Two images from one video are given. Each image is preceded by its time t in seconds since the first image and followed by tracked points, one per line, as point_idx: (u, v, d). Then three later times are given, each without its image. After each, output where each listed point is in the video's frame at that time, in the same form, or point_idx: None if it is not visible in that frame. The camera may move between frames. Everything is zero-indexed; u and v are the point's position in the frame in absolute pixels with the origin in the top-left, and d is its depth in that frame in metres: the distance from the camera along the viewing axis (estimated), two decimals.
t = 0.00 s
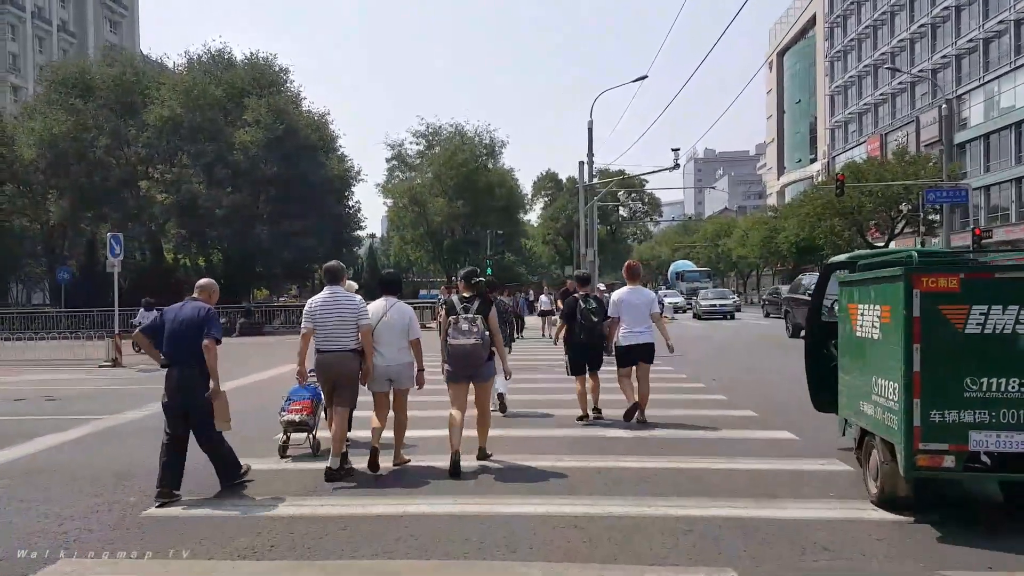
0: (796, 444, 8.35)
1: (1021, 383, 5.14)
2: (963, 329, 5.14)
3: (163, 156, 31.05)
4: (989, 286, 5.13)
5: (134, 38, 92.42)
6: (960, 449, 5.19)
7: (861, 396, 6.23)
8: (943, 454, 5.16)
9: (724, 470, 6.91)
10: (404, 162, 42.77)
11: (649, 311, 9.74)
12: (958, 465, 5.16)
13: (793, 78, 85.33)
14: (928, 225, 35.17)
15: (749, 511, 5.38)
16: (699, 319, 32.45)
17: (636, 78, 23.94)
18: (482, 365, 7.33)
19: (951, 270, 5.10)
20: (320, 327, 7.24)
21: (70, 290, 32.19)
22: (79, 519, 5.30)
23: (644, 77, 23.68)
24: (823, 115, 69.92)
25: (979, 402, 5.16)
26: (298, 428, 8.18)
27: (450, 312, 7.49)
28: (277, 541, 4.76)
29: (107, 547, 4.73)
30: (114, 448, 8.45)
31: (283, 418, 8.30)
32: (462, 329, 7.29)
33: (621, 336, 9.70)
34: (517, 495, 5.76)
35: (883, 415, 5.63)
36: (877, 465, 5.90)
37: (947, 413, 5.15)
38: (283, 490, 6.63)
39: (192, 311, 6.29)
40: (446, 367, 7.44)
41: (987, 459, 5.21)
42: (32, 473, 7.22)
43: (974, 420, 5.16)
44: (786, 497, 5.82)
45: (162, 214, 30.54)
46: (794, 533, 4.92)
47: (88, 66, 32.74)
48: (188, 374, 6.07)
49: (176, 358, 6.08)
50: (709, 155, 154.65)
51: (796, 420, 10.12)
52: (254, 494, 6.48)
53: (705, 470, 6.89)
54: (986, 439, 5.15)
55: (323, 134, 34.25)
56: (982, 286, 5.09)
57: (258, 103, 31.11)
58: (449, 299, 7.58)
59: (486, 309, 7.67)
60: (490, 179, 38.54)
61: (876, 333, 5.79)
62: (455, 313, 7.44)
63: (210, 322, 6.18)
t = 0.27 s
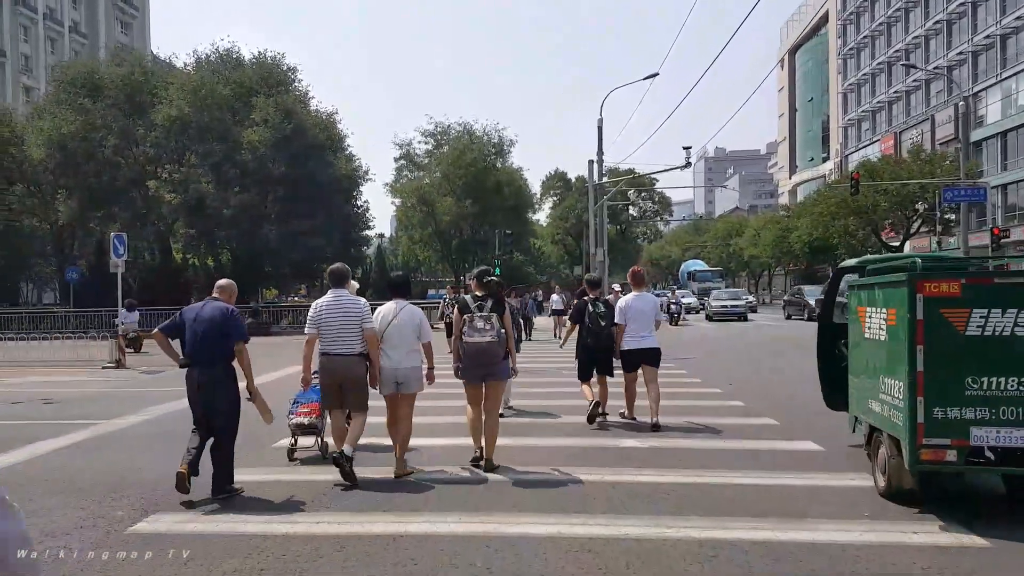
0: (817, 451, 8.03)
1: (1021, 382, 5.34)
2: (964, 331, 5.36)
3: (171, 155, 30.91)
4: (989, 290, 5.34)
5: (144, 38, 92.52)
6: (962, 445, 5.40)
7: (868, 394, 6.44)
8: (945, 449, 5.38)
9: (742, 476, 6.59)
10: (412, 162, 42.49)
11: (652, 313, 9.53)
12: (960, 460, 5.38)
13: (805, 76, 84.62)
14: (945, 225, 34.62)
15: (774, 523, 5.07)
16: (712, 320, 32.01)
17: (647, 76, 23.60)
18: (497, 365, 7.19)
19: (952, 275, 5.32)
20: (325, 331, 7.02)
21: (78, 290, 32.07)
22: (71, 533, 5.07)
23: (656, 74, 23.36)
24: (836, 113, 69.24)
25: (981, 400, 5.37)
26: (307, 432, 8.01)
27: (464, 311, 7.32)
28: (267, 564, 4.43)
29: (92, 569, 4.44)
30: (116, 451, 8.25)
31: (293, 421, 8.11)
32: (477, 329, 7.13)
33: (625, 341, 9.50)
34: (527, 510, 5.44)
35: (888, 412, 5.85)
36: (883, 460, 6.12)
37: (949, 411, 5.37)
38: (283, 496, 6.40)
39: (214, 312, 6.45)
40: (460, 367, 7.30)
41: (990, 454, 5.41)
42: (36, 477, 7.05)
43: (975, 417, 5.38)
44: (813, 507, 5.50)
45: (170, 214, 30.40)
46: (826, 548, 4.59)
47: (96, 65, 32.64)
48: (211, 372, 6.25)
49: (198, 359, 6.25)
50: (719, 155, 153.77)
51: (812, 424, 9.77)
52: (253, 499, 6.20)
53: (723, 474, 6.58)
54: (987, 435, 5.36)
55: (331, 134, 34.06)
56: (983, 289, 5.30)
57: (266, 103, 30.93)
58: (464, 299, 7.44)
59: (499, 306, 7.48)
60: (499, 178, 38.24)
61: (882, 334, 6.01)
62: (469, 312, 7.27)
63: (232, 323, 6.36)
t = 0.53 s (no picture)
0: (847, 457, 7.68)
1: None
2: (974, 324, 5.73)
3: (183, 155, 30.79)
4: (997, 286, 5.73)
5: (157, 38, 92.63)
6: (971, 431, 5.76)
7: (884, 386, 6.79)
8: (955, 434, 5.75)
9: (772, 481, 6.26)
10: (425, 161, 42.23)
11: (659, 306, 9.50)
12: (969, 445, 5.74)
13: (820, 73, 83.74)
14: (966, 222, 33.97)
15: (812, 538, 4.74)
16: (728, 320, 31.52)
17: (662, 72, 23.22)
18: (512, 366, 6.89)
19: (963, 272, 5.69)
20: (335, 331, 6.79)
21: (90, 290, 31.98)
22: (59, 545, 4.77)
23: (670, 70, 22.98)
24: (853, 110, 68.42)
25: (989, 389, 5.74)
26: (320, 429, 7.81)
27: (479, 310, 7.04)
28: None
29: None
30: (126, 453, 8.06)
31: (305, 419, 7.89)
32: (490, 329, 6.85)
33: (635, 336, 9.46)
34: (544, 523, 5.12)
35: (903, 401, 6.21)
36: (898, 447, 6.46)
37: (959, 398, 5.74)
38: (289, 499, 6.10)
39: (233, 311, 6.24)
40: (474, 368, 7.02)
41: (999, 440, 5.76)
42: (44, 479, 6.88)
43: (984, 405, 5.74)
44: (852, 518, 5.17)
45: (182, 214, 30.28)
46: (870, 569, 4.24)
47: (108, 65, 32.57)
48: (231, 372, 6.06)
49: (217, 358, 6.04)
50: (732, 153, 152.64)
51: (837, 424, 9.44)
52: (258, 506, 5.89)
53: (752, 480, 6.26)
54: (995, 421, 5.72)
55: (343, 133, 33.89)
56: (990, 285, 5.69)
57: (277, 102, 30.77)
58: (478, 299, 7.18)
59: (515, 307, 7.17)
60: (511, 177, 37.94)
61: (897, 328, 6.38)
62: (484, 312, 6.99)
63: (252, 321, 6.15)
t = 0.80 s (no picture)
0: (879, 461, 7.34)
1: None
2: (982, 324, 6.10)
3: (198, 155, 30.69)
4: (1005, 288, 6.10)
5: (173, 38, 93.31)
6: (980, 424, 6.11)
7: (899, 381, 7.14)
8: (965, 426, 6.11)
9: (803, 490, 5.92)
10: (439, 160, 42.01)
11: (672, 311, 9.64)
12: (979, 437, 6.09)
13: (839, 70, 82.88)
14: (991, 220, 33.33)
15: (853, 564, 4.37)
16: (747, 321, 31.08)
17: (680, 69, 22.82)
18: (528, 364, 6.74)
19: (974, 275, 6.06)
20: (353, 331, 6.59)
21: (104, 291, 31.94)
22: (46, 566, 4.52)
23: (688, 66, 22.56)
24: (872, 107, 67.64)
25: (997, 384, 6.09)
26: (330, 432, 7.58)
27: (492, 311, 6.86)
28: None
29: None
30: (130, 458, 7.88)
31: (316, 421, 7.69)
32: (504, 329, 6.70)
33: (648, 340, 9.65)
34: (561, 538, 4.81)
35: (917, 396, 6.56)
36: (912, 439, 6.81)
37: (969, 393, 6.10)
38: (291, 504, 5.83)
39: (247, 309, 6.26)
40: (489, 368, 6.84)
41: (1008, 434, 6.09)
42: (47, 488, 6.68)
43: (991, 399, 6.09)
44: (891, 537, 4.81)
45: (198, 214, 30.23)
46: None
47: (124, 66, 32.58)
48: (248, 371, 6.11)
49: (233, 357, 6.10)
50: (748, 152, 151.55)
51: (864, 427, 9.09)
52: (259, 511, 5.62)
53: (782, 489, 5.92)
54: (1003, 415, 6.07)
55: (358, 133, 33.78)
56: (999, 287, 6.05)
57: (292, 103, 30.67)
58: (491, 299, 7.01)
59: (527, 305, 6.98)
60: (527, 176, 37.68)
61: (912, 328, 6.73)
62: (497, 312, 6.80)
63: (265, 320, 6.18)
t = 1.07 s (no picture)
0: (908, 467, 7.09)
1: None
2: (990, 318, 6.68)
3: (212, 155, 30.70)
4: (1011, 286, 6.65)
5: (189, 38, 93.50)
6: (989, 411, 6.66)
7: (912, 374, 7.71)
8: (975, 414, 6.67)
9: (833, 501, 5.67)
10: (454, 160, 41.88)
11: (685, 307, 9.87)
12: (988, 424, 6.65)
13: (857, 68, 81.99)
14: (1014, 220, 32.75)
15: None
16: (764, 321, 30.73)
17: (697, 66, 22.55)
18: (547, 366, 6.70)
19: (982, 273, 6.65)
20: (370, 328, 6.53)
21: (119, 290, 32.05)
22: None
23: (705, 64, 22.31)
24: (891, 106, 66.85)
25: (1004, 374, 6.65)
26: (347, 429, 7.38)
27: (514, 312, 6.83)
28: None
29: None
30: (132, 461, 7.76)
31: (332, 419, 7.51)
32: (526, 330, 6.64)
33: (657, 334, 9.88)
34: (578, 553, 4.60)
35: (929, 386, 7.12)
36: (925, 427, 7.37)
37: (978, 383, 6.67)
38: (285, 509, 5.64)
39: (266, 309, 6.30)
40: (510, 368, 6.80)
41: (1015, 420, 6.65)
42: (60, 490, 6.65)
43: (999, 389, 6.65)
44: (930, 555, 4.56)
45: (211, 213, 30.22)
46: None
47: (138, 65, 32.64)
48: (265, 371, 6.15)
49: (251, 357, 6.15)
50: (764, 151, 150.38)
51: (889, 432, 8.83)
52: (251, 518, 5.42)
53: (811, 500, 5.67)
54: (1010, 403, 6.61)
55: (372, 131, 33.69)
56: (1005, 285, 6.63)
57: (306, 102, 30.62)
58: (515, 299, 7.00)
59: (548, 306, 6.96)
60: (541, 175, 37.47)
61: (924, 323, 7.31)
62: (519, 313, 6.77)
63: (283, 319, 6.20)
